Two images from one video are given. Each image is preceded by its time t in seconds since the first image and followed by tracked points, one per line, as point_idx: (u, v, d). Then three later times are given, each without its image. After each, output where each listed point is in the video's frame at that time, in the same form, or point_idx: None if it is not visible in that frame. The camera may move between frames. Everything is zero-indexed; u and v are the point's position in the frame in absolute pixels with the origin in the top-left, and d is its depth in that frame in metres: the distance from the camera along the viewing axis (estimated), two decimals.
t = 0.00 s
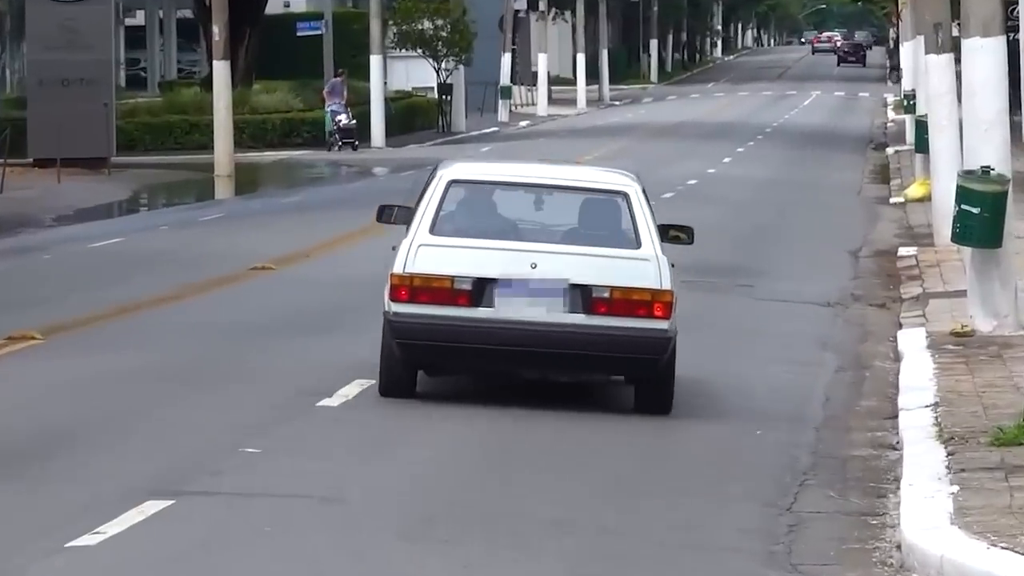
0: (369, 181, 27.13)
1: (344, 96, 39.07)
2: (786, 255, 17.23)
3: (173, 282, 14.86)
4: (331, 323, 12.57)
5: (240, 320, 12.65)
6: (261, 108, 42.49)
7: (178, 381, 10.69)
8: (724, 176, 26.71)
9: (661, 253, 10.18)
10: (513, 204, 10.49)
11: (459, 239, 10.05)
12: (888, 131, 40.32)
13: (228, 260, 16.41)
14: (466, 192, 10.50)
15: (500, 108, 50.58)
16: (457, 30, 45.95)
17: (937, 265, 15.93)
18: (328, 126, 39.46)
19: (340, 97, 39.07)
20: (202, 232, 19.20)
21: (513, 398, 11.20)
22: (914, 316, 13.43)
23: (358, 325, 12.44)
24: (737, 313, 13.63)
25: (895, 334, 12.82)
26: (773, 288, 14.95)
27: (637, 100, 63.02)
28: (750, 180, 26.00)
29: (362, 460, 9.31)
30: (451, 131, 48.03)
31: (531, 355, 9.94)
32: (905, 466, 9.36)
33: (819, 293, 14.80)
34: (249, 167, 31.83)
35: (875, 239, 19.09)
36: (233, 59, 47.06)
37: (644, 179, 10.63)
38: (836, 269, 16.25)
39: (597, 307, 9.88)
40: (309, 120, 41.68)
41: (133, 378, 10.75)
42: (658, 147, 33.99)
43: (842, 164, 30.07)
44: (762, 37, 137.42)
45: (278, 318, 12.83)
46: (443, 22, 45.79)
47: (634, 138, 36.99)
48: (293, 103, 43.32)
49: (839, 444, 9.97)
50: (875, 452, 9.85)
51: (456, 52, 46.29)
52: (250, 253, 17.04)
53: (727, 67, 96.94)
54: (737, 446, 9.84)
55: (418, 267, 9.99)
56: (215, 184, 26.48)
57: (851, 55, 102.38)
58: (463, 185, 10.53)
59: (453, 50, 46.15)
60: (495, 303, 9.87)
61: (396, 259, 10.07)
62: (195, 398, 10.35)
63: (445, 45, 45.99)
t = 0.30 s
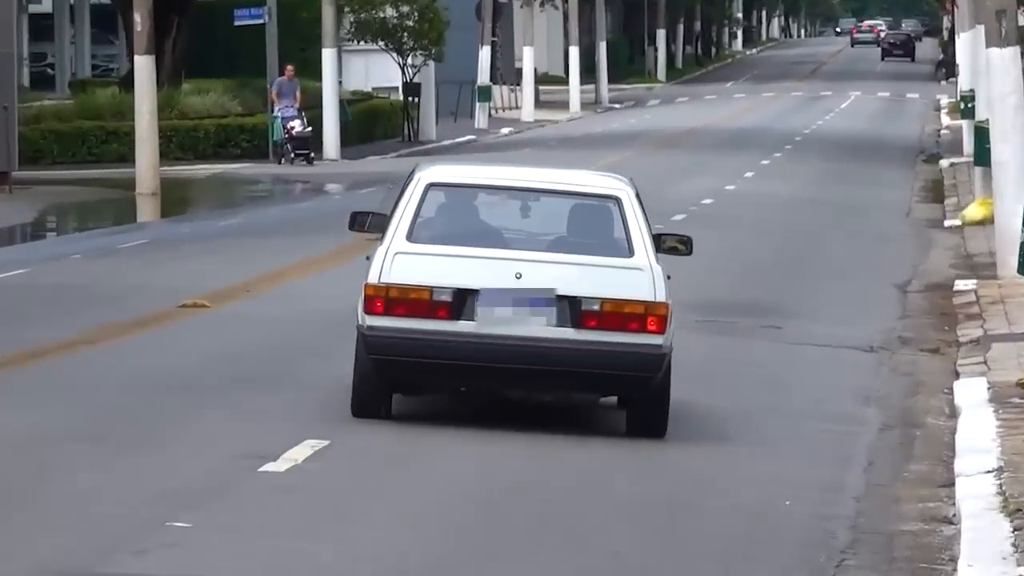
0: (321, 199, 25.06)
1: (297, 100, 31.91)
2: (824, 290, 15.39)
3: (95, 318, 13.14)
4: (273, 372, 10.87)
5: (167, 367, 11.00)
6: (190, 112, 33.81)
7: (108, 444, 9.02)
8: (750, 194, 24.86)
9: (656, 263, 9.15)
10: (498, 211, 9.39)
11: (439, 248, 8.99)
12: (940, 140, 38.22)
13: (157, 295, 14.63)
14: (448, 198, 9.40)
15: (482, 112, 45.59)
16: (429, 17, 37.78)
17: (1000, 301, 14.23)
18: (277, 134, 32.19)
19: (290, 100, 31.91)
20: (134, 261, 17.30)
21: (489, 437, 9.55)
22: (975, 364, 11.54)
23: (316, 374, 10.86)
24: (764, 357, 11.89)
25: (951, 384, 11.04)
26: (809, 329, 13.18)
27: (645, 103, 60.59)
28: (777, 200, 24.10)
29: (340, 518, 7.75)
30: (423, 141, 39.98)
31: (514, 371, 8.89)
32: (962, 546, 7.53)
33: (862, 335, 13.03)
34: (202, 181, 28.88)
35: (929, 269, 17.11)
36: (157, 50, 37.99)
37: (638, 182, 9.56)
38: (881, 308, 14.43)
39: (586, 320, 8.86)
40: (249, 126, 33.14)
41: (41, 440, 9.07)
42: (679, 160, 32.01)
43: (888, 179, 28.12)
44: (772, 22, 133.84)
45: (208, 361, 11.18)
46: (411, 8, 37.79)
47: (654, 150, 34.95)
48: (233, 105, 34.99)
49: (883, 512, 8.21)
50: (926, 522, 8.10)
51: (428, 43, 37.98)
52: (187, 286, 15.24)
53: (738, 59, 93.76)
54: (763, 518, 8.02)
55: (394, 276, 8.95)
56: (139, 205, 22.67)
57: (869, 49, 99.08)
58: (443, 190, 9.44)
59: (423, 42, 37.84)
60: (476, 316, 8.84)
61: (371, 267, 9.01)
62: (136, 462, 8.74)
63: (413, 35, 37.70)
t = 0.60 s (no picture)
0: (309, 224, 24.15)
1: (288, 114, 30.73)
2: (875, 326, 14.42)
3: (56, 360, 12.43)
4: (252, 423, 10.02)
5: (136, 418, 10.19)
6: (161, 126, 32.98)
7: (71, 495, 8.14)
8: (793, 218, 23.83)
9: (671, 271, 9.21)
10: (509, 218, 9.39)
11: (449, 255, 9.04)
12: (1005, 158, 36.89)
13: (124, 334, 13.84)
14: (459, 204, 9.40)
15: (489, 125, 44.51)
16: (427, 20, 36.78)
17: None
18: (263, 151, 30.93)
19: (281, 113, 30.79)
20: (99, 293, 16.52)
21: (494, 478, 8.61)
22: None
23: (306, 424, 10.01)
24: (813, 403, 10.99)
25: (1018, 436, 10.10)
26: (862, 372, 12.22)
27: (672, 114, 59.31)
28: (824, 225, 23.05)
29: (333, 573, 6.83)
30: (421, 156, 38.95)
31: (525, 380, 8.96)
32: None
33: (922, 379, 12.05)
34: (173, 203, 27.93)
35: (995, 303, 16.07)
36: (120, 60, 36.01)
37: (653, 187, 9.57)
38: (940, 347, 13.47)
39: (599, 328, 8.94)
40: (226, 142, 32.55)
41: None
42: (713, 179, 30.97)
43: (950, 203, 27.02)
44: (813, 28, 131.97)
45: (177, 411, 10.41)
46: (407, 10, 36.98)
47: (688, 167, 33.89)
48: (206, 118, 34.08)
49: None
50: None
51: (426, 48, 36.95)
52: (155, 323, 14.40)
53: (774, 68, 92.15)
54: None
55: (405, 284, 9.02)
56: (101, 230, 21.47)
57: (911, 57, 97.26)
58: (453, 195, 9.45)
59: (421, 46, 36.82)
60: (489, 324, 8.93)
61: (381, 274, 9.07)
62: (105, 514, 7.76)
63: (411, 39, 36.73)
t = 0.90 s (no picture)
0: (292, 255, 24.12)
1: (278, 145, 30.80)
2: (858, 358, 14.43)
3: (35, 393, 12.34)
4: (234, 455, 9.98)
5: (117, 451, 10.12)
6: (145, 157, 32.96)
7: (52, 527, 8.07)
8: (776, 250, 23.89)
9: (644, 280, 10.10)
10: (498, 233, 10.28)
11: (443, 266, 9.95)
12: (989, 189, 36.99)
13: (103, 366, 13.74)
14: (453, 221, 10.31)
15: (472, 155, 44.55)
16: (411, 51, 36.99)
17: None
18: (255, 182, 31.00)
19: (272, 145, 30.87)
20: (82, 326, 16.41)
21: (478, 509, 8.60)
22: None
23: (290, 456, 9.96)
24: (793, 433, 11.02)
25: (1001, 465, 10.17)
26: (842, 404, 12.20)
27: (655, 145, 59.40)
28: (808, 256, 23.10)
29: None
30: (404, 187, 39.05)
31: (510, 380, 9.86)
32: None
33: (904, 410, 12.05)
34: (157, 235, 27.83)
35: (979, 333, 16.13)
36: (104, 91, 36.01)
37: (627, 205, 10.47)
38: (923, 379, 13.48)
39: (577, 330, 9.83)
40: (211, 173, 32.58)
41: None
42: (697, 210, 31.04)
43: (934, 234, 27.11)
44: (795, 59, 132.21)
45: (158, 444, 10.33)
46: (391, 42, 37.08)
47: (671, 198, 33.95)
48: (190, 149, 34.12)
49: None
50: None
51: (411, 79, 37.05)
52: (135, 356, 14.31)
53: (757, 98, 92.32)
54: None
55: (402, 293, 9.93)
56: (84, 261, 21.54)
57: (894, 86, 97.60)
58: (447, 214, 10.35)
59: (405, 77, 36.92)
60: (478, 328, 9.83)
61: (380, 284, 9.99)
62: (85, 547, 7.69)
63: (395, 70, 36.81)
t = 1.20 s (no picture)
0: (274, 279, 24.10)
1: (263, 168, 30.67)
2: (840, 382, 14.44)
3: (18, 416, 12.32)
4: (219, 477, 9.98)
5: (101, 473, 10.12)
6: (126, 181, 32.92)
7: (34, 550, 8.05)
8: (756, 274, 23.91)
9: (620, 295, 11.03)
10: (490, 251, 11.23)
11: (438, 284, 10.90)
12: (971, 214, 37.05)
13: (86, 389, 13.71)
14: (449, 241, 11.24)
15: (454, 179, 44.57)
16: (392, 75, 36.99)
17: None
18: (239, 207, 30.90)
19: (256, 169, 30.77)
20: (67, 349, 16.37)
21: (459, 531, 8.61)
22: (1008, 464, 10.70)
23: (275, 478, 9.96)
24: (773, 457, 11.03)
25: (983, 490, 10.17)
26: (824, 429, 12.19)
27: (637, 169, 59.50)
28: (789, 280, 23.13)
29: None
30: (386, 212, 39.05)
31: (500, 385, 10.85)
32: None
33: (885, 434, 12.05)
34: (137, 259, 27.75)
35: (960, 357, 16.16)
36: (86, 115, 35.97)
37: (608, 222, 11.38)
38: (904, 403, 13.48)
39: (560, 341, 10.80)
40: (192, 197, 32.53)
41: None
42: (678, 235, 31.06)
43: (915, 258, 27.14)
44: (776, 84, 132.41)
45: (143, 466, 10.34)
46: (372, 66, 37.12)
47: (652, 223, 33.94)
48: (171, 172, 34.05)
49: None
50: None
51: (392, 103, 37.03)
52: (119, 379, 14.29)
53: (739, 123, 92.37)
54: None
55: (399, 309, 10.87)
56: (65, 285, 21.52)
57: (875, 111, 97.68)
58: (443, 235, 11.25)
59: (386, 101, 36.91)
60: (472, 340, 10.78)
61: (381, 300, 10.94)
62: (60, 572, 7.64)
63: (376, 94, 36.80)
